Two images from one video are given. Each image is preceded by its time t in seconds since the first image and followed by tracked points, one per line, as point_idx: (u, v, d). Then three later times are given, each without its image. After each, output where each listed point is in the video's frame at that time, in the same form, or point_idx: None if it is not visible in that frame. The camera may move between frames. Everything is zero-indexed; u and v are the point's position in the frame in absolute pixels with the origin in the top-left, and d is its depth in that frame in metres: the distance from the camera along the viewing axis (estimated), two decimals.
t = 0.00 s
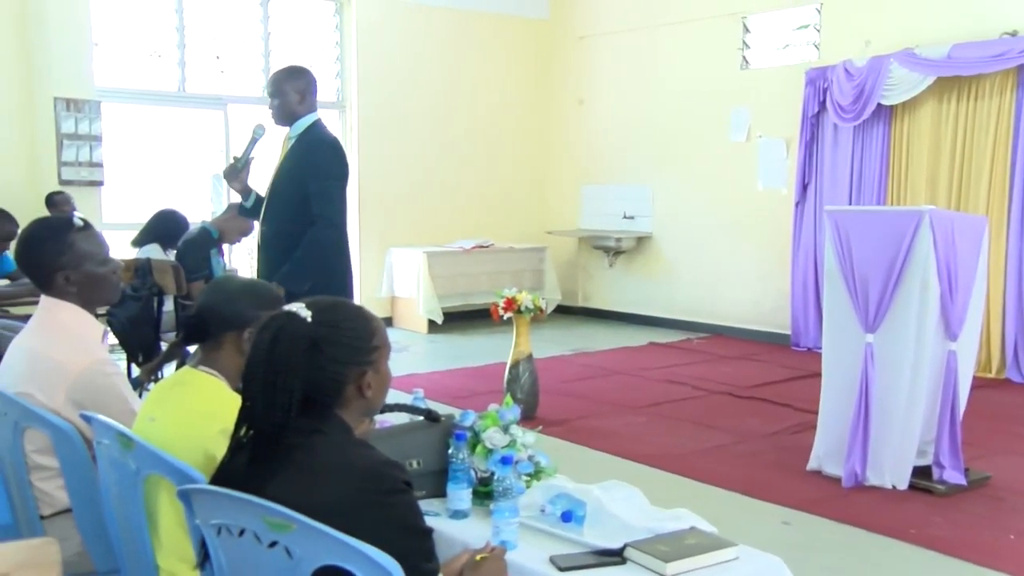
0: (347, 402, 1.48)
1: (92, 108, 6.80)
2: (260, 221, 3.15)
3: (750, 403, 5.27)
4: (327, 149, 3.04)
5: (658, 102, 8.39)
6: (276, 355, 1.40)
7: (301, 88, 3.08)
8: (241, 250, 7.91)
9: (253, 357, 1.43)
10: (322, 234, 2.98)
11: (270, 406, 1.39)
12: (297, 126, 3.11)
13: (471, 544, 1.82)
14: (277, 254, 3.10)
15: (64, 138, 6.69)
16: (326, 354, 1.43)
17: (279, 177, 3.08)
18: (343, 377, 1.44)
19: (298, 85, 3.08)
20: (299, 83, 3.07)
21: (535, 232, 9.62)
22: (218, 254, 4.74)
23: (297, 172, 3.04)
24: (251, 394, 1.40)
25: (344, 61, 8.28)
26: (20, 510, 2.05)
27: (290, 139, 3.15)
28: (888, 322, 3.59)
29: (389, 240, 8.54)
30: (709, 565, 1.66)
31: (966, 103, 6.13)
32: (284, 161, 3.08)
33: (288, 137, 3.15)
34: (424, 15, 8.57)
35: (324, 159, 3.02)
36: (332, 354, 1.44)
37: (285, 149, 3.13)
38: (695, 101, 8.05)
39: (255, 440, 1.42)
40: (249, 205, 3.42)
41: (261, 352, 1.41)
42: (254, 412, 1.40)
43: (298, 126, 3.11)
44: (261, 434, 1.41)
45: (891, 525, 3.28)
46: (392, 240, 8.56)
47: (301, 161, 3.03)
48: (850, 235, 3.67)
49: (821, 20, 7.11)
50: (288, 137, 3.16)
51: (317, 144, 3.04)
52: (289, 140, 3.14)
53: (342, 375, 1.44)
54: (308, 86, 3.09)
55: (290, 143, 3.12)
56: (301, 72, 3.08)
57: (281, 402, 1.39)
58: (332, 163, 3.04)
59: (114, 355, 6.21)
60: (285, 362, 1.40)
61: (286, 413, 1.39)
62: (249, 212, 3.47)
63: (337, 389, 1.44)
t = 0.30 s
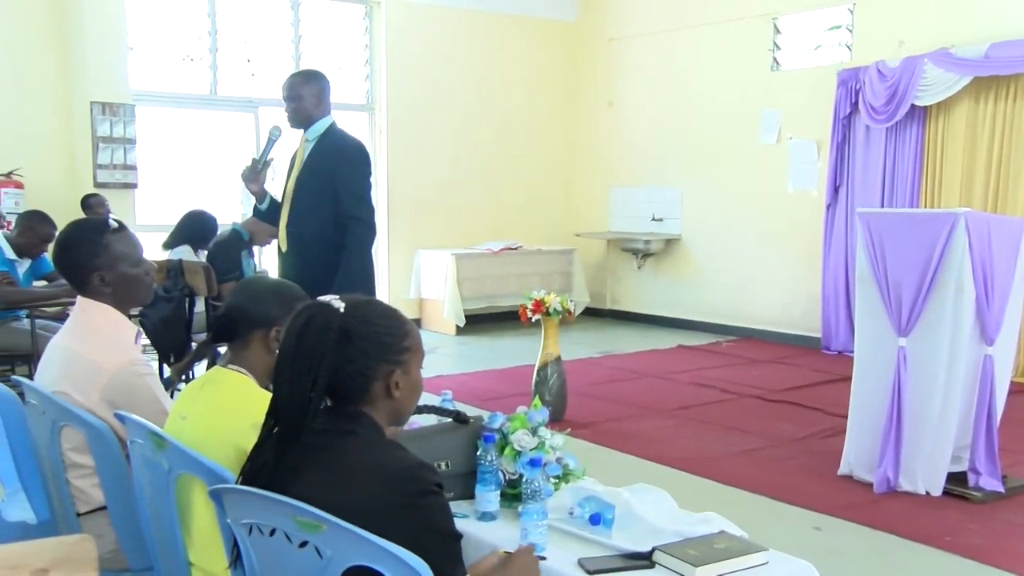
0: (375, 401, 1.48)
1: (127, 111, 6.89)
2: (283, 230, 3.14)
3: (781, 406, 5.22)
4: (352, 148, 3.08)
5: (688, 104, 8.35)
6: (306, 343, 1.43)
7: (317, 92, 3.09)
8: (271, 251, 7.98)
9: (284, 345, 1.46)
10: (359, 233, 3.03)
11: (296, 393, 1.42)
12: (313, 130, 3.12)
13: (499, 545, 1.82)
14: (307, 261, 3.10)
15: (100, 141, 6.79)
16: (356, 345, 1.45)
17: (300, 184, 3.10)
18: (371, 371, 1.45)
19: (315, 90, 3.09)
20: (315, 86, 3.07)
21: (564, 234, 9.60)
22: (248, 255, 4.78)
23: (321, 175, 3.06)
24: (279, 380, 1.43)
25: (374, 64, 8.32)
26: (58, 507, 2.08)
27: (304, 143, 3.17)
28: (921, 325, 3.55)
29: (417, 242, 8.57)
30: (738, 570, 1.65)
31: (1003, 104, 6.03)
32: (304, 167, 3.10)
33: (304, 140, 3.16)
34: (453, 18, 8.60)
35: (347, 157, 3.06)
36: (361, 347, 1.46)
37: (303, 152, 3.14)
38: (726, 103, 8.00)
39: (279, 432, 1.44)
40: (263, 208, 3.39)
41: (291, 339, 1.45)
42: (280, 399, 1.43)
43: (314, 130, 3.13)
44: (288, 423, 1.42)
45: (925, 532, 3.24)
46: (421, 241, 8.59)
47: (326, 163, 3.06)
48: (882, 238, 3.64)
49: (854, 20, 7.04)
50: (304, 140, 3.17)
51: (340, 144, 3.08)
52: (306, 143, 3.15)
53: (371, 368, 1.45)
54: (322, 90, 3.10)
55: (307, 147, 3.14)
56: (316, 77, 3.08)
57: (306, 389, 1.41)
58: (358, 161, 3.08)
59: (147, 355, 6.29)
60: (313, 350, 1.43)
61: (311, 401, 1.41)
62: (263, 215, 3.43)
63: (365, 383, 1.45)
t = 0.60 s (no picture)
0: (396, 395, 1.48)
1: (149, 112, 6.94)
2: (306, 231, 3.13)
3: (801, 407, 5.19)
4: (376, 147, 3.11)
5: (708, 103, 8.31)
6: (336, 325, 1.48)
7: (336, 92, 3.09)
8: (291, 251, 8.01)
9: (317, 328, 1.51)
10: (385, 232, 3.07)
11: (326, 374, 1.46)
12: (333, 129, 3.13)
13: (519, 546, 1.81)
14: (331, 261, 3.11)
15: (122, 141, 6.84)
16: (381, 333, 1.47)
17: (323, 184, 3.11)
18: (396, 362, 1.47)
19: (335, 90, 3.09)
20: (334, 86, 3.08)
21: (583, 234, 9.59)
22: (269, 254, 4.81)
23: (345, 175, 3.08)
24: (309, 359, 1.48)
25: (394, 64, 8.34)
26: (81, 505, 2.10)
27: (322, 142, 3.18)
28: (944, 326, 3.52)
29: (436, 242, 8.59)
30: (758, 571, 1.64)
31: None
32: (327, 166, 3.11)
33: (324, 139, 3.17)
34: (473, 18, 8.61)
35: (370, 157, 3.09)
36: (387, 334, 1.47)
37: (324, 151, 3.15)
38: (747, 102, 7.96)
39: (305, 412, 1.49)
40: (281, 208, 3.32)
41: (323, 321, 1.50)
42: (310, 380, 1.48)
43: (335, 129, 3.13)
44: (319, 405, 1.47)
45: (950, 536, 3.21)
46: (440, 241, 8.61)
47: (350, 163, 3.09)
48: (904, 239, 3.61)
49: (876, 19, 6.98)
50: (323, 139, 3.18)
51: (364, 143, 3.10)
52: (326, 142, 3.16)
53: (395, 358, 1.47)
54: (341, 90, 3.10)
55: (327, 147, 3.15)
56: (336, 77, 3.08)
57: (336, 371, 1.46)
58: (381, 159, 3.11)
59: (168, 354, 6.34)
60: (342, 333, 1.47)
61: (340, 383, 1.46)
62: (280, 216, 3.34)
63: (388, 373, 1.47)
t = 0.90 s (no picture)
0: (414, 392, 1.48)
1: (170, 112, 6.99)
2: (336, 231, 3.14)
3: (819, 408, 5.15)
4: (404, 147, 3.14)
5: (727, 103, 8.28)
6: (362, 313, 1.49)
7: (361, 92, 3.10)
8: (309, 250, 8.03)
9: (346, 316, 1.53)
10: (417, 232, 3.10)
11: (351, 361, 1.48)
12: (358, 130, 3.15)
13: (537, 546, 1.81)
14: (362, 261, 3.11)
15: (144, 140, 6.89)
16: (405, 325, 1.48)
17: (353, 183, 3.12)
18: (418, 357, 1.47)
19: (359, 90, 3.09)
20: (359, 87, 3.08)
21: (601, 233, 9.57)
22: (287, 254, 4.84)
23: (376, 175, 3.10)
24: (336, 345, 1.50)
25: (412, 64, 8.37)
26: (103, 501, 2.12)
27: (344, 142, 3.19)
28: (966, 327, 3.48)
29: (453, 241, 8.60)
30: (776, 573, 1.64)
31: None
32: (356, 166, 3.13)
33: (349, 140, 3.17)
34: (491, 18, 8.62)
35: (401, 157, 3.12)
36: (411, 327, 1.48)
37: (349, 152, 3.17)
38: (767, 101, 7.92)
39: (329, 399, 1.51)
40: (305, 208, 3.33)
41: (350, 309, 1.52)
42: (336, 367, 1.49)
43: (360, 129, 3.15)
44: (342, 394, 1.48)
45: (971, 539, 3.18)
46: (458, 240, 8.62)
47: (380, 162, 3.11)
48: (926, 239, 3.59)
49: (898, 17, 6.93)
50: (347, 140, 3.19)
51: (391, 142, 3.13)
52: (351, 142, 3.17)
53: (417, 352, 1.47)
54: (366, 91, 3.11)
55: (351, 148, 3.16)
56: (360, 78, 3.08)
57: (360, 359, 1.47)
58: (409, 158, 3.13)
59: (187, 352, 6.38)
60: (368, 321, 1.48)
61: (363, 371, 1.47)
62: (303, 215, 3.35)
63: (409, 367, 1.47)
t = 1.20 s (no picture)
0: (421, 392, 1.48)
1: (175, 113, 7.00)
2: (361, 235, 3.13)
3: (825, 409, 5.15)
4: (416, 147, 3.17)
5: (732, 103, 8.28)
6: (369, 314, 1.50)
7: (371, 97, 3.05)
8: (313, 251, 8.04)
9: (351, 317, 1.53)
10: (440, 231, 3.14)
11: (357, 362, 1.48)
12: (368, 134, 3.14)
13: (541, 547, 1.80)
14: (389, 261, 3.11)
15: (149, 142, 6.90)
16: (410, 324, 1.49)
17: (376, 184, 3.12)
18: (423, 357, 1.48)
19: (367, 93, 3.04)
20: (370, 92, 3.04)
21: (606, 234, 9.57)
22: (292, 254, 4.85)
23: (396, 177, 3.13)
24: (343, 347, 1.51)
25: (417, 65, 8.37)
26: (109, 501, 2.13)
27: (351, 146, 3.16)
28: (973, 326, 3.48)
29: (458, 242, 8.61)
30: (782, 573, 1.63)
31: None
32: (374, 170, 3.13)
33: (358, 143, 3.15)
34: (496, 19, 8.63)
35: (416, 156, 3.15)
36: (416, 327, 1.48)
37: (360, 156, 3.14)
38: (772, 102, 7.91)
39: (336, 400, 1.51)
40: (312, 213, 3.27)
41: (356, 310, 1.53)
42: (342, 367, 1.50)
43: (369, 133, 3.14)
44: (349, 396, 1.49)
45: (978, 541, 3.17)
46: (463, 241, 8.62)
47: (399, 164, 3.14)
48: (931, 239, 3.58)
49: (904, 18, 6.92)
50: (353, 143, 3.15)
51: (405, 143, 3.16)
52: (359, 146, 3.15)
53: (422, 352, 1.48)
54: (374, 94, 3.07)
55: (363, 152, 3.14)
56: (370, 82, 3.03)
57: (366, 360, 1.48)
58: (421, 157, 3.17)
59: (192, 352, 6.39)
60: (374, 321, 1.49)
61: (370, 372, 1.47)
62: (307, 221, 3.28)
63: (414, 367, 1.47)
